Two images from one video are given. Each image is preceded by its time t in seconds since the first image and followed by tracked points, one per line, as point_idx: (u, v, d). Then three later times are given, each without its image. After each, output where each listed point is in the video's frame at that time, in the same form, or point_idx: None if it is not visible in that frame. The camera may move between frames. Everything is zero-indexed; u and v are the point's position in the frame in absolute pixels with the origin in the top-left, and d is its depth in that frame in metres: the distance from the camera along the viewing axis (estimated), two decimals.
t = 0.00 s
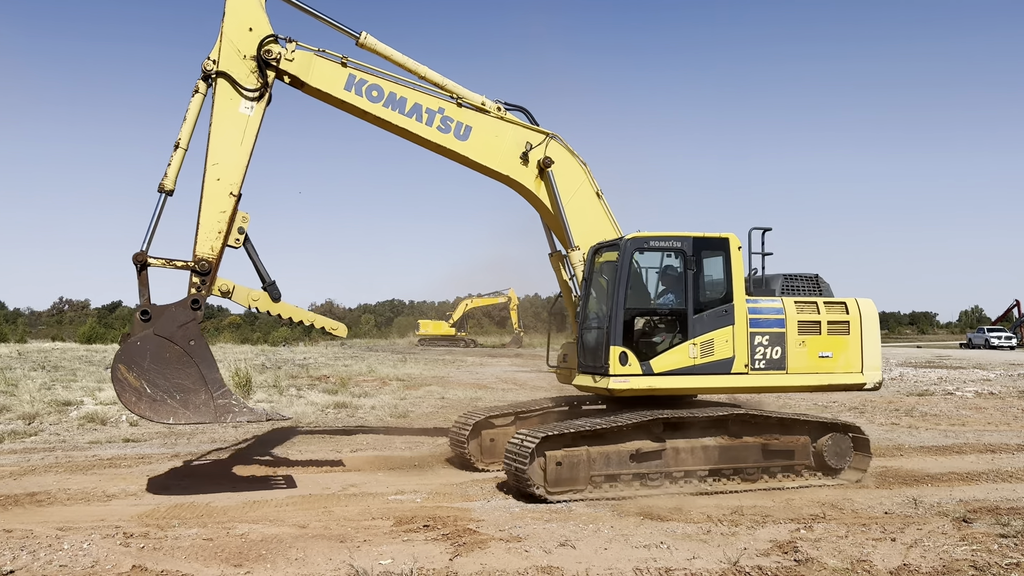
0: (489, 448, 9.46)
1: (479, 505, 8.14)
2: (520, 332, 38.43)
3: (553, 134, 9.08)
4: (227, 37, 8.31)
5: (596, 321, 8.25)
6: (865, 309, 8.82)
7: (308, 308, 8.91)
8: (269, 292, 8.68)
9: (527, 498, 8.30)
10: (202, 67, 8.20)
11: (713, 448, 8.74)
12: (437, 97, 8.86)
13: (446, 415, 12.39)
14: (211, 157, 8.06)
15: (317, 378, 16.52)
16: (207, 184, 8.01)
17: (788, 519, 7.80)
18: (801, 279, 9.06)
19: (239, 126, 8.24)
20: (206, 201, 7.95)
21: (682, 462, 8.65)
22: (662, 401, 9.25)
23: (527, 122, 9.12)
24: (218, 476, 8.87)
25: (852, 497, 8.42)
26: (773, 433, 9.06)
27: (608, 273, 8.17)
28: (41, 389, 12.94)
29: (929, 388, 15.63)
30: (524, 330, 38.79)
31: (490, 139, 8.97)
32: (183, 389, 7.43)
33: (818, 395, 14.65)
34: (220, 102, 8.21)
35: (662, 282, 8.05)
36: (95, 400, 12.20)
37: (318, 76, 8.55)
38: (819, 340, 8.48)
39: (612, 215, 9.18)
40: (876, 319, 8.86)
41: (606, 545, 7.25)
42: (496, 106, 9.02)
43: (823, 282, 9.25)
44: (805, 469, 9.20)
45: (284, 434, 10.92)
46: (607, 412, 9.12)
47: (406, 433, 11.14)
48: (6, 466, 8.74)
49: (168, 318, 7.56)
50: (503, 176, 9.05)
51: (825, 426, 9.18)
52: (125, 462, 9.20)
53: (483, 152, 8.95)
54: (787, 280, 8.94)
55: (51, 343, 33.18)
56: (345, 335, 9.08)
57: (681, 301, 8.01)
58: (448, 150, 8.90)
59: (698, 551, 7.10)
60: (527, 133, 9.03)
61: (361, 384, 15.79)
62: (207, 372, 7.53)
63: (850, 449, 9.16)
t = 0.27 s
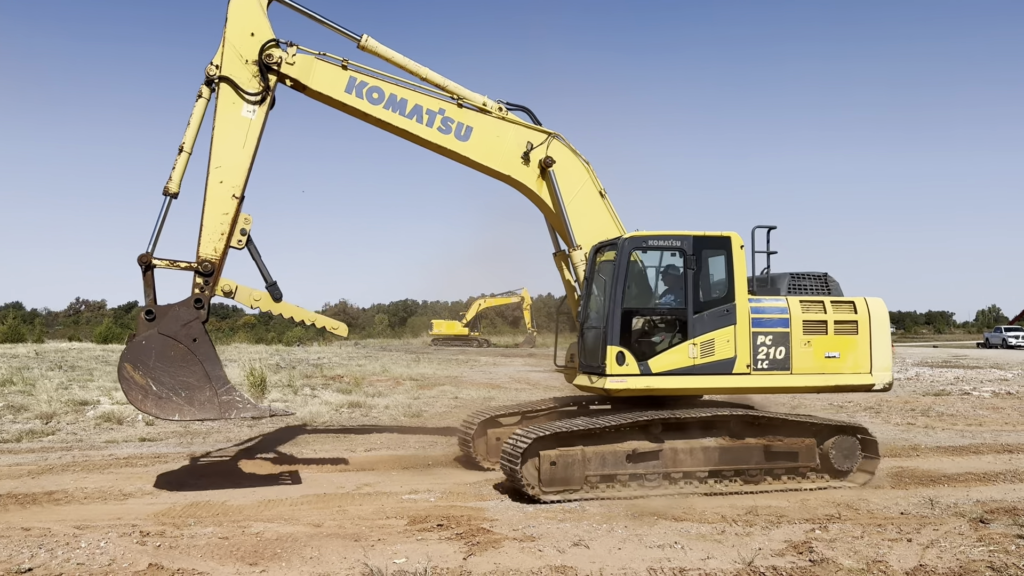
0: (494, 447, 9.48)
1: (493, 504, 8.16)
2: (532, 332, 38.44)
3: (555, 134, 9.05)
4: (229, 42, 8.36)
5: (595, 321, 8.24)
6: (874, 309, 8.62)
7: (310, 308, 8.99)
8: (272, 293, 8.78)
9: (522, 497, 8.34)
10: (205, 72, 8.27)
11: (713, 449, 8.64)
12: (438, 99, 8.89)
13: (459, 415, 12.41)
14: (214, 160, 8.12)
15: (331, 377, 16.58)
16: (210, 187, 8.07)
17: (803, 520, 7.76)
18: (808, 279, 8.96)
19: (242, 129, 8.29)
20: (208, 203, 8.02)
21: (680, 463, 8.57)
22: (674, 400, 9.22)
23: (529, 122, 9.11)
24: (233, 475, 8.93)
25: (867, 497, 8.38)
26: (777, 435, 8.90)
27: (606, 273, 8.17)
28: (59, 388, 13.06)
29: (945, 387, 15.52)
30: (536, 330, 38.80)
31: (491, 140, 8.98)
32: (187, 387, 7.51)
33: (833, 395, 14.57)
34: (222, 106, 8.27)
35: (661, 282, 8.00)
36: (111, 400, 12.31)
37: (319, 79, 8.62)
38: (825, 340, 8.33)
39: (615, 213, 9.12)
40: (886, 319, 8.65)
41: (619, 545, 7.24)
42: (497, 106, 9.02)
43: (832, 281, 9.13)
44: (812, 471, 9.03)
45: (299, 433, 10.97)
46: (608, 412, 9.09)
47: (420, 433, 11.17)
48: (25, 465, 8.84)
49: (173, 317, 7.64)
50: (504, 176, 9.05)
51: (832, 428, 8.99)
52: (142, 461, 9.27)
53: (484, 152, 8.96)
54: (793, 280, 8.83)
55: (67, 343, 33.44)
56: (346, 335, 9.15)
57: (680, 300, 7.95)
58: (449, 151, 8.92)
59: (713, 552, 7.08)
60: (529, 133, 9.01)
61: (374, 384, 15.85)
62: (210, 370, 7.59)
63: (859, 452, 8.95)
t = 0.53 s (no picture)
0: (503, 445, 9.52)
1: (504, 503, 8.16)
2: (543, 332, 38.45)
3: (556, 135, 9.00)
4: (235, 54, 8.52)
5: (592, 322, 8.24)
6: (883, 307, 8.33)
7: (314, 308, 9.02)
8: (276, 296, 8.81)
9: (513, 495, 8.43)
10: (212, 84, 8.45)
11: (710, 449, 8.59)
12: (438, 103, 8.94)
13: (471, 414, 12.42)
14: (220, 168, 8.26)
15: (343, 377, 16.62)
16: (217, 194, 8.21)
17: (816, 520, 7.73)
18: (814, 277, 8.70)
19: (247, 137, 8.40)
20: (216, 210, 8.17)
21: (675, 463, 8.54)
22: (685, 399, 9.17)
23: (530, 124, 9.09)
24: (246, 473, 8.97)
25: (881, 497, 8.34)
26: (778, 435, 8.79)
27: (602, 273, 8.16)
28: (73, 388, 13.14)
29: (960, 387, 15.43)
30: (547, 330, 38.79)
31: (491, 142, 8.99)
32: (193, 385, 7.58)
33: (847, 395, 14.50)
34: (228, 116, 8.41)
35: (656, 282, 7.93)
36: (125, 399, 12.37)
37: (321, 87, 8.73)
38: (829, 340, 8.11)
39: (617, 213, 9.03)
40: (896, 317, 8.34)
41: (631, 544, 7.24)
42: (497, 109, 9.03)
43: (839, 278, 8.88)
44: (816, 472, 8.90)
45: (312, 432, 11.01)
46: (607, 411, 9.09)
47: (431, 432, 11.19)
48: (40, 463, 8.90)
49: (180, 317, 7.69)
50: (505, 178, 9.07)
51: (836, 429, 8.82)
52: (155, 459, 9.32)
53: (484, 155, 8.99)
54: (798, 278, 8.58)
55: (81, 343, 33.64)
56: (347, 335, 9.13)
57: (676, 300, 7.87)
58: (450, 155, 8.97)
59: (725, 552, 7.06)
60: (529, 134, 8.99)
61: (386, 383, 15.91)
62: (215, 369, 7.63)
63: (865, 453, 8.79)
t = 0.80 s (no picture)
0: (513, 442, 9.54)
1: (514, 503, 8.16)
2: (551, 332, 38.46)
3: (555, 136, 8.97)
4: (244, 68, 8.81)
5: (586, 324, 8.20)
6: (890, 305, 7.94)
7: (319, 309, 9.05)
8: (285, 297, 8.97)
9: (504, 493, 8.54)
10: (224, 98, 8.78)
11: (703, 449, 8.49)
12: (439, 109, 9.05)
13: (480, 414, 12.42)
14: (232, 178, 8.56)
15: (354, 376, 16.66)
16: (230, 203, 8.50)
17: (827, 520, 7.70)
18: (819, 275, 8.28)
19: (256, 148, 8.67)
20: (227, 218, 8.44)
21: (667, 462, 8.47)
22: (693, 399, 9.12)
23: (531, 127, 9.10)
24: (257, 472, 8.99)
25: (892, 497, 8.30)
26: (776, 436, 8.61)
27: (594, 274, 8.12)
28: (84, 387, 13.20)
29: (972, 386, 15.35)
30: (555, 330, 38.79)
31: (492, 146, 9.04)
32: (207, 384, 7.75)
33: (858, 394, 14.45)
34: (239, 128, 8.70)
35: (648, 281, 7.81)
36: (136, 398, 12.44)
37: (325, 97, 8.93)
38: (831, 339, 7.78)
39: (619, 213, 8.90)
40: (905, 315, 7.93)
41: (641, 544, 7.22)
42: (498, 112, 9.07)
43: (847, 275, 8.41)
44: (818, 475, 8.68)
45: (322, 431, 11.04)
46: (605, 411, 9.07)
47: (440, 431, 11.19)
48: (52, 462, 8.96)
49: (196, 319, 7.90)
50: (506, 182, 9.11)
51: (839, 430, 8.60)
52: (166, 458, 9.36)
53: (485, 159, 9.04)
54: (801, 276, 8.21)
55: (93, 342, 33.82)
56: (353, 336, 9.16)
57: (668, 300, 7.73)
58: (451, 159, 9.06)
59: (736, 552, 7.03)
60: (529, 137, 9.00)
61: (396, 382, 15.95)
62: (226, 368, 7.75)
63: (868, 455, 8.54)
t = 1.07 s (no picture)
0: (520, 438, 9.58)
1: (521, 502, 8.15)
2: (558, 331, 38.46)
3: (556, 138, 8.90)
4: (261, 82, 9.16)
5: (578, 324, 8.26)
6: (890, 302, 7.56)
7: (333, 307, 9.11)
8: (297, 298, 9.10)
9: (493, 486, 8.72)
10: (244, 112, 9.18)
11: (690, 449, 8.41)
12: (443, 115, 9.14)
13: (487, 413, 12.42)
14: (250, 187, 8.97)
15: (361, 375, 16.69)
16: (249, 210, 8.92)
17: (835, 519, 7.67)
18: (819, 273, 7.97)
19: (273, 157, 9.06)
20: (247, 224, 8.87)
21: (653, 461, 8.43)
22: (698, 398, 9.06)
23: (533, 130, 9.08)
24: (264, 470, 9.02)
25: (901, 497, 8.27)
26: (767, 436, 8.45)
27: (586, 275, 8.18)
28: (93, 385, 13.25)
29: (982, 385, 15.30)
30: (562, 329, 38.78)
31: (495, 150, 9.07)
32: (228, 379, 8.37)
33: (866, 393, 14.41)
34: (257, 139, 9.10)
35: (636, 281, 7.79)
36: (145, 397, 12.48)
37: (334, 108, 9.17)
38: (825, 339, 7.49)
39: (620, 213, 8.67)
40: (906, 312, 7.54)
41: (649, 543, 7.21)
42: (501, 116, 9.09)
43: (851, 273, 8.01)
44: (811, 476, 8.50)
45: (330, 430, 11.06)
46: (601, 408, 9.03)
47: (447, 429, 11.20)
48: (61, 460, 9.00)
49: (217, 319, 8.49)
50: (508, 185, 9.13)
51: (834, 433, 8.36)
52: (175, 457, 9.39)
53: (488, 163, 9.08)
54: (799, 275, 7.95)
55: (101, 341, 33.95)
56: (363, 334, 9.21)
57: (655, 299, 7.69)
58: (455, 164, 9.12)
59: (744, 551, 7.01)
60: (530, 140, 8.99)
61: (403, 381, 15.98)
62: (245, 365, 8.42)
63: (863, 458, 8.32)
